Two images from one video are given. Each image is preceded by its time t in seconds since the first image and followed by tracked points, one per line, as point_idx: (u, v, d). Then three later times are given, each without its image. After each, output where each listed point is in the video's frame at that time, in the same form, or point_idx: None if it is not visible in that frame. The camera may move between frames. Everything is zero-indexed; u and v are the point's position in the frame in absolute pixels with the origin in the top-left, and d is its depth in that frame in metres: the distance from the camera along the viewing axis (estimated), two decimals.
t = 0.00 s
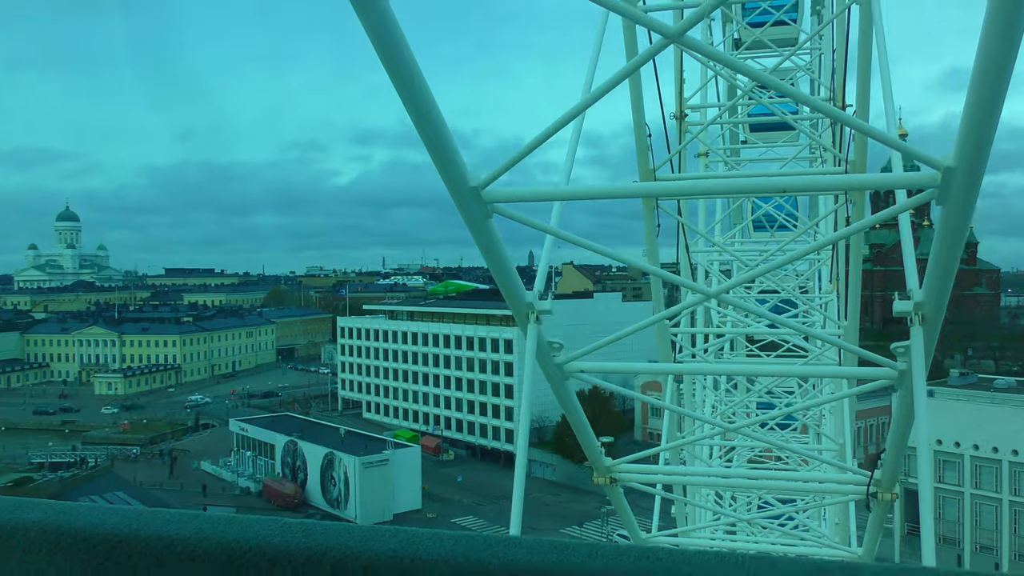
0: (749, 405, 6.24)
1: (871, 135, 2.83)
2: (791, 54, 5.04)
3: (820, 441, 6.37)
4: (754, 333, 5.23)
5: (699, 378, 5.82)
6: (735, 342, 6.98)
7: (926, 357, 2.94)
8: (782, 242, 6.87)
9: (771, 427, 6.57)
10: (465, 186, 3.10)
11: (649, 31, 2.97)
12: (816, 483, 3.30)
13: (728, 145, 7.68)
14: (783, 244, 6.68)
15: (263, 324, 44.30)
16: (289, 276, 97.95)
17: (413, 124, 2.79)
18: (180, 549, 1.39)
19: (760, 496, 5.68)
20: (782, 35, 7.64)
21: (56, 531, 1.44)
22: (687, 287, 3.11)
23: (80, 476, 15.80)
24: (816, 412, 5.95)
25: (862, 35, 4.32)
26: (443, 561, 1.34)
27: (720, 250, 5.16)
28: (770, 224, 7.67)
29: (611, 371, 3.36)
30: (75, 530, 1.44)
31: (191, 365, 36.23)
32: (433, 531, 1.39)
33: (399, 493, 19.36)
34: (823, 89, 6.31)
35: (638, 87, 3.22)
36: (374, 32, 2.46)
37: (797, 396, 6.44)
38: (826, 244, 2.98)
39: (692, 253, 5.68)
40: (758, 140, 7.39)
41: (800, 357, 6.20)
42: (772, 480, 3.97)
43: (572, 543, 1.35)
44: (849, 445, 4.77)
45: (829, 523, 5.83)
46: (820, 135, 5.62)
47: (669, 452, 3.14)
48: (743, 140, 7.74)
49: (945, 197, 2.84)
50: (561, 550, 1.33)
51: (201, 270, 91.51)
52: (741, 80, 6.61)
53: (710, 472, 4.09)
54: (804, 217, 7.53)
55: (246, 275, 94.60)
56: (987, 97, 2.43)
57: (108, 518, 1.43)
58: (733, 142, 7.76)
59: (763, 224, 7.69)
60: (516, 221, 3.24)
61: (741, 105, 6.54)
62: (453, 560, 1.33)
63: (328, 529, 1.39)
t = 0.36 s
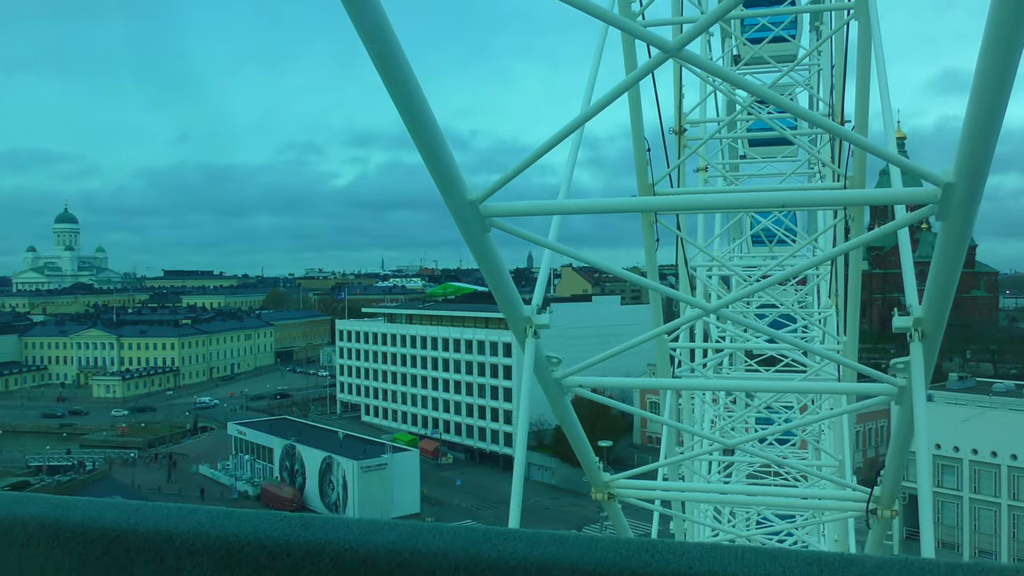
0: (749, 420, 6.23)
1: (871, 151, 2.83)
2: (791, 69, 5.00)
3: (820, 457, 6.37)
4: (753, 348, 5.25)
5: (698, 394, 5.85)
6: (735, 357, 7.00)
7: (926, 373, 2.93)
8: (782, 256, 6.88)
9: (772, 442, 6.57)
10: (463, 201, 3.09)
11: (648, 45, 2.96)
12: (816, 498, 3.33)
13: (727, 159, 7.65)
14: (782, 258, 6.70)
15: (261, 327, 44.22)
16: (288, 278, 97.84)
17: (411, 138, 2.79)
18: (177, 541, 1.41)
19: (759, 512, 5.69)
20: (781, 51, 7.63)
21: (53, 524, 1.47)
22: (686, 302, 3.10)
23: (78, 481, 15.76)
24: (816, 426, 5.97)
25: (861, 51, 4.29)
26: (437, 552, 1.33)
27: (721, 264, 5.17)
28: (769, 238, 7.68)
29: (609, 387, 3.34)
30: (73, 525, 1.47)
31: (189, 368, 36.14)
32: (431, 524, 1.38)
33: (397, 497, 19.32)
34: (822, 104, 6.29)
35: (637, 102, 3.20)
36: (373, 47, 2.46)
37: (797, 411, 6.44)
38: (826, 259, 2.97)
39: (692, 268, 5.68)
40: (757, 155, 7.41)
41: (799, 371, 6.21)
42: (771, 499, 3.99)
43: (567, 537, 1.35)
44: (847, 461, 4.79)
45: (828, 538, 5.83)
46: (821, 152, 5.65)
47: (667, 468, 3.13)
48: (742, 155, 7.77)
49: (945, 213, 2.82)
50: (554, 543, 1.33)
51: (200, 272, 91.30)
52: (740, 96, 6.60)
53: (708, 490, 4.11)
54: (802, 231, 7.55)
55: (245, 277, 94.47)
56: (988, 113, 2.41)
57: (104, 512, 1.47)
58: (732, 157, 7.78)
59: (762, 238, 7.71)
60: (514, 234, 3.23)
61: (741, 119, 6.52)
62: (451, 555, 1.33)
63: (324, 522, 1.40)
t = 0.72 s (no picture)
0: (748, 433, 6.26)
1: (870, 163, 2.82)
2: (790, 82, 4.99)
3: (819, 467, 6.39)
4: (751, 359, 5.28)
5: (697, 406, 5.90)
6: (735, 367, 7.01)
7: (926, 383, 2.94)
8: (781, 266, 6.89)
9: (770, 453, 6.59)
10: (463, 210, 3.08)
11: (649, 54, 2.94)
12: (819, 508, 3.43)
13: (727, 170, 7.67)
14: (781, 269, 6.71)
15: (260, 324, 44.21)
16: (288, 276, 97.82)
17: (411, 147, 2.78)
18: (177, 538, 1.40)
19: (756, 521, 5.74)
20: (779, 63, 7.66)
21: (51, 523, 1.46)
22: (686, 312, 3.10)
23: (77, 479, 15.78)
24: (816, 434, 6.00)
25: (860, 64, 4.29)
26: (438, 551, 1.32)
27: (721, 275, 5.19)
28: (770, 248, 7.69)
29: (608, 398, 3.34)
30: (70, 523, 1.46)
31: (188, 366, 36.11)
32: (432, 523, 1.37)
33: (397, 496, 19.31)
34: (821, 115, 6.29)
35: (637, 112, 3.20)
36: (372, 54, 2.46)
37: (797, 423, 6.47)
38: (825, 269, 2.96)
39: (691, 278, 5.69)
40: (756, 166, 7.43)
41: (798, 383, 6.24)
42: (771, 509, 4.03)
43: (569, 536, 1.34)
44: (847, 471, 4.81)
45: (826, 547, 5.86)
46: (819, 162, 5.67)
47: (667, 478, 3.14)
48: (742, 165, 7.77)
49: (945, 224, 2.82)
50: (557, 542, 1.31)
51: (200, 270, 91.26)
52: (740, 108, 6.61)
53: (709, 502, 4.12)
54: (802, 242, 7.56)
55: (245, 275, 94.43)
56: (988, 125, 2.41)
57: (104, 511, 1.46)
58: (732, 165, 7.79)
59: (762, 248, 7.73)
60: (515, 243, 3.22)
61: (740, 130, 6.53)
62: (451, 552, 1.32)
63: (325, 518, 1.39)
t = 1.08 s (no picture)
0: (750, 440, 6.27)
1: (872, 171, 2.81)
2: (792, 89, 4.97)
3: (820, 475, 6.40)
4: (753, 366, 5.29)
5: (698, 411, 5.92)
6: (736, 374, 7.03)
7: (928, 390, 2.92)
8: (783, 273, 6.91)
9: (772, 461, 6.60)
10: (464, 216, 3.06)
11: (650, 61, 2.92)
12: (823, 516, 3.44)
13: (729, 176, 7.67)
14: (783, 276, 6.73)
15: (262, 319, 44.20)
16: (289, 270, 97.81)
17: (412, 151, 2.77)
18: (179, 546, 1.36)
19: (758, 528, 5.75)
20: (782, 70, 7.64)
21: (52, 528, 1.42)
22: (687, 319, 3.08)
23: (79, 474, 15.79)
24: (817, 441, 6.03)
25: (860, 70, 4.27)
26: (436, 557, 1.29)
27: (724, 282, 5.20)
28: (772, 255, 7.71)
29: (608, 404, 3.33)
30: (71, 527, 1.42)
31: (190, 361, 36.12)
32: (429, 529, 1.34)
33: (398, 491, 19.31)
34: (823, 123, 6.28)
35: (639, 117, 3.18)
36: (374, 59, 2.45)
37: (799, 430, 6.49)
38: (826, 277, 2.95)
39: (692, 282, 5.68)
40: (758, 173, 7.44)
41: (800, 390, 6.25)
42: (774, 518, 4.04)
43: (567, 543, 1.29)
44: (848, 478, 4.83)
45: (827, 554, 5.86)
46: (821, 168, 5.68)
47: (668, 485, 3.13)
48: (744, 171, 7.78)
49: (947, 231, 2.80)
50: (556, 549, 1.28)
51: (201, 264, 91.31)
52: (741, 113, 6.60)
53: (709, 509, 4.11)
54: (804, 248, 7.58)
55: (246, 270, 94.39)
56: (989, 133, 2.40)
57: (104, 515, 1.42)
58: (733, 171, 7.80)
59: (764, 254, 7.74)
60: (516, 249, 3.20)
61: (741, 135, 6.52)
62: (449, 560, 1.28)
63: (324, 525, 1.35)
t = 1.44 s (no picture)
0: (751, 447, 6.28)
1: (875, 178, 2.79)
2: (796, 96, 4.94)
3: (822, 482, 6.39)
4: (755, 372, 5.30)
5: (700, 418, 5.92)
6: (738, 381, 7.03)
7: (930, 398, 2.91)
8: (786, 279, 6.90)
9: (774, 469, 6.60)
10: (467, 222, 3.05)
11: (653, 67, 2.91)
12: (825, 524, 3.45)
13: (731, 182, 7.67)
14: (786, 282, 6.72)
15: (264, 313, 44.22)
16: (291, 263, 97.78)
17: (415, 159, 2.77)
18: (181, 552, 1.20)
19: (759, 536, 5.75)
20: (785, 76, 7.62)
21: (53, 532, 1.23)
22: (689, 325, 3.07)
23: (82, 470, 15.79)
24: (818, 448, 6.02)
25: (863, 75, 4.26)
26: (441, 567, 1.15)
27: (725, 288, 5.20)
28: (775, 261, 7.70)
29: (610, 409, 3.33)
30: (73, 532, 1.23)
31: (192, 355, 36.13)
32: (432, 534, 1.21)
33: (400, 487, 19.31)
34: (827, 130, 6.27)
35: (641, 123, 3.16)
36: (376, 64, 2.44)
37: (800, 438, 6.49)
38: (829, 284, 2.94)
39: (694, 287, 5.69)
40: (761, 179, 7.43)
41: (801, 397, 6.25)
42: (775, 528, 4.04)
43: (573, 550, 1.17)
44: (851, 486, 4.81)
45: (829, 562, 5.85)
46: (824, 175, 5.67)
47: (670, 491, 3.12)
48: (747, 178, 7.78)
49: (950, 238, 2.78)
50: (561, 559, 1.15)
51: (203, 258, 91.40)
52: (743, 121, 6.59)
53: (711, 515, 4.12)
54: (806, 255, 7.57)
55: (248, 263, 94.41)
56: (992, 141, 2.38)
57: (108, 519, 1.24)
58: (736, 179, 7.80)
59: (767, 261, 7.74)
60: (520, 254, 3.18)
61: (746, 142, 6.52)
62: (453, 565, 1.15)
63: (329, 530, 1.20)
